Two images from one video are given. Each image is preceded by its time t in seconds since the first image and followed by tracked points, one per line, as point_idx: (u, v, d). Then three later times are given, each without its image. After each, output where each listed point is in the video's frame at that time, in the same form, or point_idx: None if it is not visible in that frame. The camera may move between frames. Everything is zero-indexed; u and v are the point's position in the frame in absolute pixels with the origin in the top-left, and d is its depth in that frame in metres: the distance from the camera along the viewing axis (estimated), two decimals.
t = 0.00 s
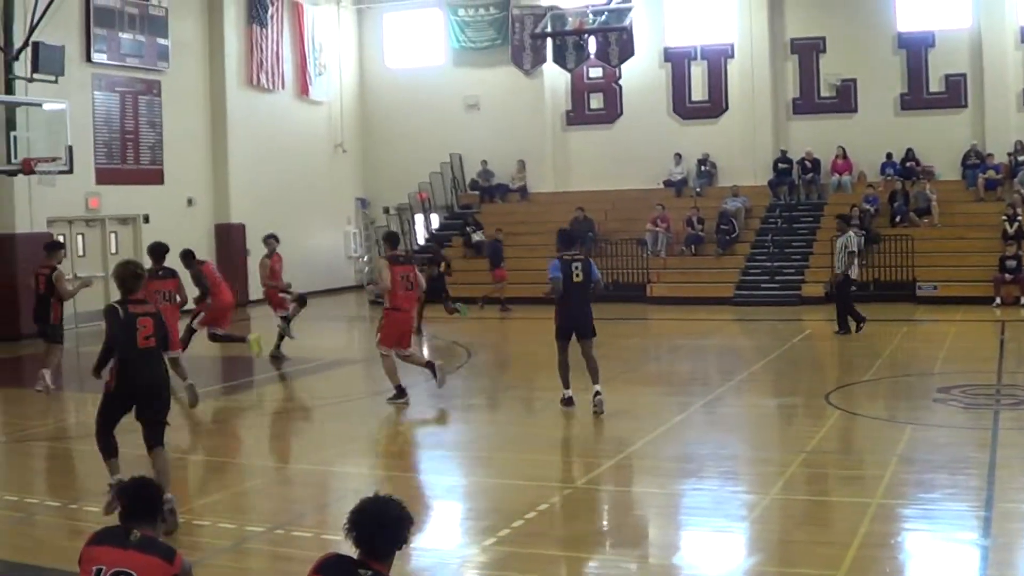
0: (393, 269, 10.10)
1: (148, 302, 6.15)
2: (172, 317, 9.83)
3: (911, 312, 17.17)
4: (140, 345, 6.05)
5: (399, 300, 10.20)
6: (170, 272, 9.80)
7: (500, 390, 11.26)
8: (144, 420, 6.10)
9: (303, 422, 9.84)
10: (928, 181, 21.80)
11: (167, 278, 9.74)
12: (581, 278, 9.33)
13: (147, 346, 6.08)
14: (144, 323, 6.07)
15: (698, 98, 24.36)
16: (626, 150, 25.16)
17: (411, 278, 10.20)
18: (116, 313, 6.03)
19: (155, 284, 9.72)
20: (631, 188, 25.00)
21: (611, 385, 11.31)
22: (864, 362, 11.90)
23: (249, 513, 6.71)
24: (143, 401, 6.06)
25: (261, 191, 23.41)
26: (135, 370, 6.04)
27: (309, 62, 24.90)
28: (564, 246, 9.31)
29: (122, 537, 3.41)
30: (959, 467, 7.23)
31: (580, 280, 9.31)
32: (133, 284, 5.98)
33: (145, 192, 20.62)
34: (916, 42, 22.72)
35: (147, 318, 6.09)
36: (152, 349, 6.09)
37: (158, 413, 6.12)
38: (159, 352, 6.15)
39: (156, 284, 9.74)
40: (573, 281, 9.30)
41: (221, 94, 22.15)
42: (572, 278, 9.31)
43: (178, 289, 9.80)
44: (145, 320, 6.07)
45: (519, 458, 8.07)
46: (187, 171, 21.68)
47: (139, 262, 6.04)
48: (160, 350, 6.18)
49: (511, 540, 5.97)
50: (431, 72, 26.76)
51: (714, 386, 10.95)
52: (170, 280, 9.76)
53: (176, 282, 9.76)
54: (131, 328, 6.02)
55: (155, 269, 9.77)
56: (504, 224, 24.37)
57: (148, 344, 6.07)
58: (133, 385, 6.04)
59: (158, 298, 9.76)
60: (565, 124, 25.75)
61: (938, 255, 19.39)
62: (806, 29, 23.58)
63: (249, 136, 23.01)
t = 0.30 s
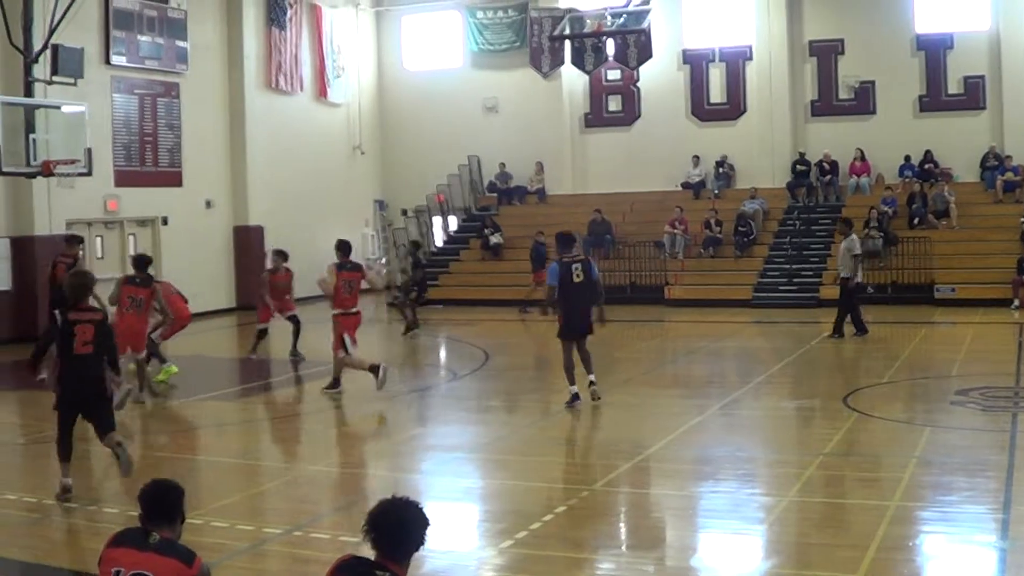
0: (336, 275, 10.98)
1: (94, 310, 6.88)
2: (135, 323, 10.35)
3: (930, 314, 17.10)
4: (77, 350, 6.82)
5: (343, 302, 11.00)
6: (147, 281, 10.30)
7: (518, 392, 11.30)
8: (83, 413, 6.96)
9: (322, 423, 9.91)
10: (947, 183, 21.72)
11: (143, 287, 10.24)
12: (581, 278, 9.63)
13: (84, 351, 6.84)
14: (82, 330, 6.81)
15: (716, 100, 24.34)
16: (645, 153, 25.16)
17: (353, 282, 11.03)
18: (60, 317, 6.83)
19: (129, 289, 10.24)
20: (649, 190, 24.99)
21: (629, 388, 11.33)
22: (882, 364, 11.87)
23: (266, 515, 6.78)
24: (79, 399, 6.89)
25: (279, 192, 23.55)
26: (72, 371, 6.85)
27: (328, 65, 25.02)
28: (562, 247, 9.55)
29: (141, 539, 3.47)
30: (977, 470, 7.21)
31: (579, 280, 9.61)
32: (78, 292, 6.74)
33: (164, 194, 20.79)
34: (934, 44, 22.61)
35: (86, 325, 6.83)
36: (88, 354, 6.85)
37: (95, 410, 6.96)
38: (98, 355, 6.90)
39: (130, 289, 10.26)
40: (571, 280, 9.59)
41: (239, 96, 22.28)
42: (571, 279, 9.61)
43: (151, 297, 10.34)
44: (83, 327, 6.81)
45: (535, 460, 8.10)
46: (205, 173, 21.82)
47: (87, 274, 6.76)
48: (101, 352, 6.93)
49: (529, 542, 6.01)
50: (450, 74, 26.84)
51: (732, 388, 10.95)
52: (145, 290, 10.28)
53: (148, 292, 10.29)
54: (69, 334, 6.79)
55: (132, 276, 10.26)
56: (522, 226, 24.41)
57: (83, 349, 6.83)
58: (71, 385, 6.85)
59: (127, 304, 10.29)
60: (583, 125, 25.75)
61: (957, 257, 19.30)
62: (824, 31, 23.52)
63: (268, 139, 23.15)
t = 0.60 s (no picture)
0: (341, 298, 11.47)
1: (114, 315, 7.78)
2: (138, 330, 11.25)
3: (978, 321, 16.89)
4: (94, 351, 7.69)
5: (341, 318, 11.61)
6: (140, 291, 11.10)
7: (562, 397, 11.38)
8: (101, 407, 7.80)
9: (368, 427, 10.07)
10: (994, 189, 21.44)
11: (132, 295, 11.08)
12: (620, 294, 9.91)
13: (100, 351, 7.70)
14: (100, 332, 7.71)
15: (762, 106, 24.24)
16: (690, 159, 25.12)
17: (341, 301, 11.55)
18: (82, 320, 7.76)
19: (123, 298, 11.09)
20: (695, 196, 24.93)
21: (673, 394, 11.35)
22: (929, 372, 11.78)
23: (313, 518, 6.93)
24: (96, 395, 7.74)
25: (325, 198, 23.86)
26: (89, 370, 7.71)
27: (374, 71, 25.31)
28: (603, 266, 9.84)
29: (192, 542, 3.61)
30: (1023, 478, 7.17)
31: (620, 296, 9.90)
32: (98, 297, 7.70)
33: (212, 199, 21.16)
34: (982, 49, 22.34)
35: (104, 327, 7.72)
36: (105, 354, 7.71)
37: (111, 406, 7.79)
38: (114, 355, 7.76)
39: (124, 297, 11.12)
40: (614, 297, 9.86)
41: (286, 101, 22.62)
42: (613, 296, 9.88)
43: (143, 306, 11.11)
44: (100, 329, 7.71)
45: (578, 466, 8.18)
46: (252, 178, 22.19)
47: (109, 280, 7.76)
48: (117, 353, 7.79)
49: (572, 548, 6.10)
50: (495, 80, 27.03)
51: (777, 395, 10.94)
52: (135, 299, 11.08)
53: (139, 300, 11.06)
54: (87, 335, 7.69)
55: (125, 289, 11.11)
56: (566, 232, 24.49)
57: (99, 349, 7.69)
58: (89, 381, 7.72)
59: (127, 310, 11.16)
60: (628, 132, 25.79)
61: (1006, 264, 19.02)
62: (870, 36, 23.35)
63: (314, 145, 23.47)
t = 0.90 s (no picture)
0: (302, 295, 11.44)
1: (104, 316, 7.85)
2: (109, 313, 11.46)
3: (982, 329, 16.87)
4: (81, 349, 7.78)
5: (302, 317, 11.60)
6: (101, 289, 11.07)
7: (565, 404, 11.38)
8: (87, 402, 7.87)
9: (371, 434, 10.06)
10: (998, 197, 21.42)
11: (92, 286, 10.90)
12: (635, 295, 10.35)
13: (88, 350, 7.79)
14: (88, 332, 7.79)
15: (767, 113, 24.25)
16: (695, 166, 25.12)
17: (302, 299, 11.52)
18: (76, 319, 7.87)
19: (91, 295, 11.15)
20: (699, 204, 24.92)
21: (676, 401, 11.34)
22: (933, 379, 11.77)
23: (315, 524, 6.94)
24: (81, 390, 7.82)
25: (329, 203, 23.89)
26: (75, 367, 7.79)
27: (379, 77, 25.37)
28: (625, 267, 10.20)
29: (196, 548, 3.61)
30: None
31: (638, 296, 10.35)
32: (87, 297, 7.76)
33: (215, 205, 21.19)
34: (986, 56, 22.35)
35: (93, 328, 7.80)
36: (90, 354, 7.78)
37: (96, 402, 7.85)
38: (101, 356, 7.84)
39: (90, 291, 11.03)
40: (634, 297, 10.29)
41: (290, 106, 22.66)
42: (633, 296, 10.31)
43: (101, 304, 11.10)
44: (88, 330, 7.79)
45: (580, 473, 8.18)
46: (256, 184, 22.22)
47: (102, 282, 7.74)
48: (105, 356, 7.85)
49: (574, 555, 6.10)
50: (500, 87, 27.07)
51: (780, 403, 10.92)
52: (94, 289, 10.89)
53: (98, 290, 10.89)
54: (76, 334, 7.79)
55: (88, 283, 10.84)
56: (571, 239, 24.51)
57: (87, 348, 7.78)
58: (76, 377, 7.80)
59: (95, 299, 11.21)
60: (633, 138, 25.76)
61: (1009, 271, 18.99)
62: (875, 43, 23.36)
63: (319, 150, 23.51)
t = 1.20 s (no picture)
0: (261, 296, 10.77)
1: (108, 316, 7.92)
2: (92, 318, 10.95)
3: (982, 334, 16.87)
4: (84, 348, 7.86)
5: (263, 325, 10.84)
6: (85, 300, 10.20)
7: (565, 411, 11.38)
8: (86, 401, 7.91)
9: (371, 440, 10.06)
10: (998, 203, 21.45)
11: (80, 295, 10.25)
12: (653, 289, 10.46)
13: (89, 348, 7.85)
14: (92, 331, 7.91)
15: (766, 119, 24.27)
16: (695, 171, 25.13)
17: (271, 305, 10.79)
18: (81, 322, 8.00)
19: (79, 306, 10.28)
20: (698, 210, 24.93)
21: (676, 407, 11.34)
22: (932, 384, 11.78)
23: (316, 530, 6.93)
24: (81, 387, 7.87)
25: (328, 210, 23.90)
26: (76, 364, 7.86)
27: (378, 83, 25.40)
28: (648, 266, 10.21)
29: (198, 555, 3.61)
30: None
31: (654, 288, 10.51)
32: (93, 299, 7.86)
33: (215, 211, 21.20)
34: (986, 61, 22.38)
35: (97, 328, 7.92)
36: (92, 351, 7.85)
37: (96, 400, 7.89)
38: (102, 355, 7.87)
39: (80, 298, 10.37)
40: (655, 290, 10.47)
41: (290, 113, 22.69)
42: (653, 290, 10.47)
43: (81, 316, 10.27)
44: (92, 328, 7.91)
45: (580, 478, 8.18)
46: (256, 190, 22.24)
47: (107, 285, 7.84)
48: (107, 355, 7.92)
49: (574, 560, 6.09)
50: (499, 93, 27.11)
51: (779, 409, 10.92)
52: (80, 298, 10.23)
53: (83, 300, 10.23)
54: (81, 333, 7.90)
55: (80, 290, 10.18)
56: (570, 245, 24.52)
57: (89, 347, 7.85)
58: (76, 374, 7.86)
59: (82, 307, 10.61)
60: (632, 144, 25.75)
61: (1009, 277, 19.02)
62: (874, 49, 23.39)
63: (319, 157, 23.53)
